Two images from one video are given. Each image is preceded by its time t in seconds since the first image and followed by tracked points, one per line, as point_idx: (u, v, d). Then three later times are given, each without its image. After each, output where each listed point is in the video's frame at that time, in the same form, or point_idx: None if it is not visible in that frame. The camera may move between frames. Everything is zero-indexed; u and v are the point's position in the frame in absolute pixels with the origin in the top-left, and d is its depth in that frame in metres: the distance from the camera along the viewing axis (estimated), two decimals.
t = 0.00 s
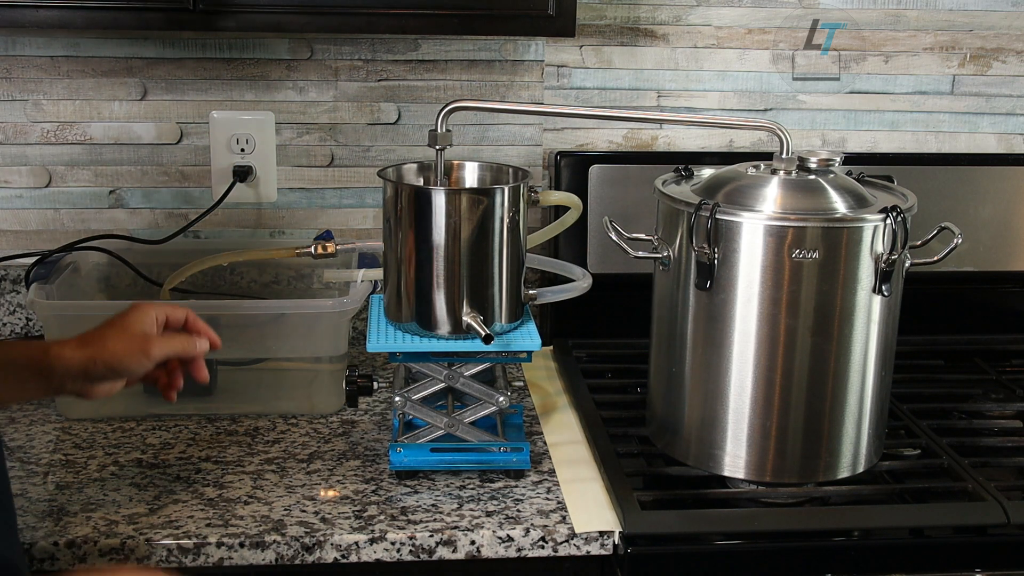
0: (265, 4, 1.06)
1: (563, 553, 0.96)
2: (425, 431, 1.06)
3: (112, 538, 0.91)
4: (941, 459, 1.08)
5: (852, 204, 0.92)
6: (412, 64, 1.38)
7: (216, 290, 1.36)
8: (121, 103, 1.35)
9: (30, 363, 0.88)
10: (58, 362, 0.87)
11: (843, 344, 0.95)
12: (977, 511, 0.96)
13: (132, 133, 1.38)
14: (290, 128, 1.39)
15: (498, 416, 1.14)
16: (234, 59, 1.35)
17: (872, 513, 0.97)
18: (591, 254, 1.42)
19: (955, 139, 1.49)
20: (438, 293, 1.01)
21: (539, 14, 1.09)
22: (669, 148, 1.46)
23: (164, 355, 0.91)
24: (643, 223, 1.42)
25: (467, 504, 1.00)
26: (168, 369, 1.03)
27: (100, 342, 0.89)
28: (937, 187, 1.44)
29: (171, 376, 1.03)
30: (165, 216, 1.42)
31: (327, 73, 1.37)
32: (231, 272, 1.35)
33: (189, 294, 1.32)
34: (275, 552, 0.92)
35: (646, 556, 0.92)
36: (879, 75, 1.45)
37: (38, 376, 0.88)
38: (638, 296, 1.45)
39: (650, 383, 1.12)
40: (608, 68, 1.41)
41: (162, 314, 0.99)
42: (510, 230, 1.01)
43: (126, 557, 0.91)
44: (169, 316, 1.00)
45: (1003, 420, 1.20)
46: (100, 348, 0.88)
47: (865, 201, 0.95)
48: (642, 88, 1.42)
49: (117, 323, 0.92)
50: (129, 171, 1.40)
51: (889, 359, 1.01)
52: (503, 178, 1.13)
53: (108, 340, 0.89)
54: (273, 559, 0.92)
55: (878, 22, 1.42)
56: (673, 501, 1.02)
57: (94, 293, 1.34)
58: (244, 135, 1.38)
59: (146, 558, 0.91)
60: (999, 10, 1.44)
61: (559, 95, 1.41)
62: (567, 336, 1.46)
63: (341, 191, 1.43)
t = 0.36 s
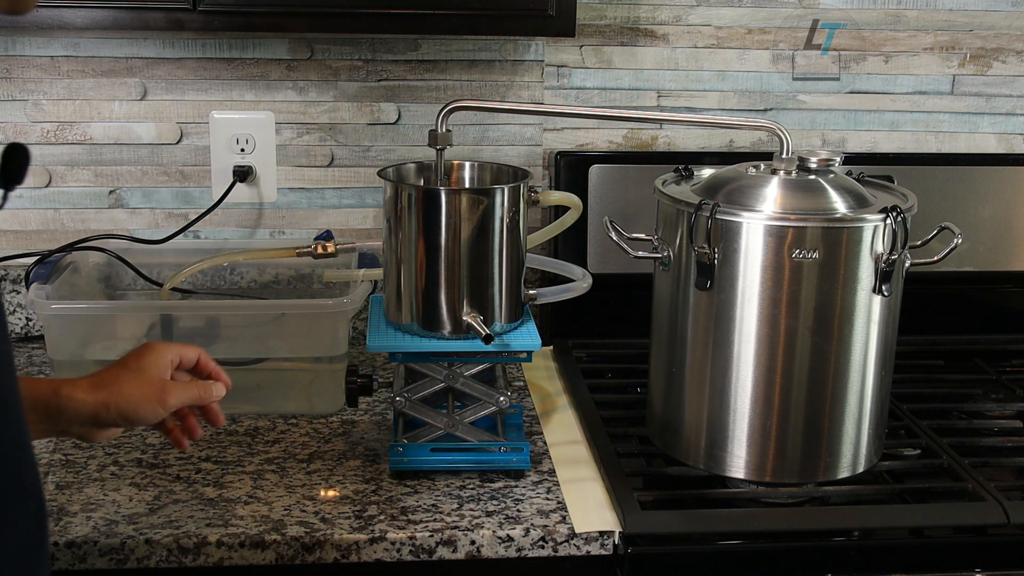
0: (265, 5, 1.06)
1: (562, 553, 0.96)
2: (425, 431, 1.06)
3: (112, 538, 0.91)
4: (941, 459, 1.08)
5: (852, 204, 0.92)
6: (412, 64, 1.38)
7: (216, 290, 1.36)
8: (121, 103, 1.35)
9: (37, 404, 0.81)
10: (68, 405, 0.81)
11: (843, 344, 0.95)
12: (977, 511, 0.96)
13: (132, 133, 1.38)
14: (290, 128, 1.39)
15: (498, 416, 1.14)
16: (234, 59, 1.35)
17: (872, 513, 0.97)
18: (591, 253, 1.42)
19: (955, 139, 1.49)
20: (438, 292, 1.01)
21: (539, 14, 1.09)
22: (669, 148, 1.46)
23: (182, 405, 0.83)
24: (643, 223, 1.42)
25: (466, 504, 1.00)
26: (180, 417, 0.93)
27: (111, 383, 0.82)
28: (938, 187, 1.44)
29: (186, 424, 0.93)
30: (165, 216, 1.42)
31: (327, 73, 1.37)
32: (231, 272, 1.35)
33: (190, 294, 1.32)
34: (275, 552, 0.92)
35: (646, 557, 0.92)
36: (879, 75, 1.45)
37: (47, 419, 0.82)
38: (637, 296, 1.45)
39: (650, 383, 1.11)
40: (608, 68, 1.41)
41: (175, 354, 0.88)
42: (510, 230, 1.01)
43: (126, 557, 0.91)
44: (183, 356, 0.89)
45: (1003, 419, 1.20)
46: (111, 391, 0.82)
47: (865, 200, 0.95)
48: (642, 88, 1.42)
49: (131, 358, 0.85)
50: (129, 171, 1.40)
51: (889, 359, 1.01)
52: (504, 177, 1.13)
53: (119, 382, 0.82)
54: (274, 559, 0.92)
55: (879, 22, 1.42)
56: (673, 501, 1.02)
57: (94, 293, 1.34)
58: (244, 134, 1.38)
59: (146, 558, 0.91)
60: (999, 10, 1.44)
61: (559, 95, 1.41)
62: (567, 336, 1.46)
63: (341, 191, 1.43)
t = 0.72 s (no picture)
0: (266, 5, 1.06)
1: (562, 553, 0.96)
2: (425, 431, 1.06)
3: (112, 538, 0.91)
4: (941, 459, 1.08)
5: (852, 204, 0.92)
6: (412, 64, 1.38)
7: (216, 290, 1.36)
8: (121, 103, 1.36)
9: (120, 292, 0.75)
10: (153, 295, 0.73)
11: (843, 344, 0.95)
12: (977, 511, 0.96)
13: (132, 133, 1.38)
14: (290, 128, 1.39)
15: (499, 416, 1.14)
16: (234, 59, 1.35)
17: (872, 513, 0.97)
18: (591, 254, 1.42)
19: (955, 139, 1.49)
20: (439, 293, 1.01)
21: (540, 14, 1.09)
22: (669, 148, 1.46)
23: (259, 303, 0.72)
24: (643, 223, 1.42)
25: (466, 504, 1.00)
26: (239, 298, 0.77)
27: (190, 280, 0.72)
28: (938, 187, 1.44)
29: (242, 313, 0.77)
30: (165, 216, 1.42)
31: (327, 73, 1.37)
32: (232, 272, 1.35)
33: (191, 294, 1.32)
34: (275, 552, 0.92)
35: (646, 557, 0.92)
36: (879, 75, 1.45)
37: (142, 302, 0.76)
38: (637, 297, 1.45)
39: (650, 383, 1.11)
40: (608, 68, 1.41)
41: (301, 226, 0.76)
42: (510, 229, 1.01)
43: (126, 557, 0.91)
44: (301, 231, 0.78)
45: (1004, 420, 1.20)
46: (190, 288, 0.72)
47: (865, 201, 0.94)
48: (642, 88, 1.42)
49: (217, 239, 0.73)
50: (129, 171, 1.40)
51: (889, 359, 1.01)
52: (504, 177, 1.13)
53: (198, 274, 0.71)
54: (274, 559, 0.92)
55: (879, 22, 1.42)
56: (673, 501, 1.02)
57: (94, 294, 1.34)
58: (244, 134, 1.38)
59: (146, 558, 0.91)
60: (999, 10, 1.44)
61: (559, 95, 1.41)
62: (567, 336, 1.46)
63: (341, 191, 1.43)
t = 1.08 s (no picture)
0: (266, 5, 1.06)
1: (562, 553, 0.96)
2: (425, 431, 1.06)
3: (112, 538, 0.91)
4: (941, 460, 1.08)
5: (852, 204, 0.92)
6: (412, 64, 1.38)
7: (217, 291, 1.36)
8: (121, 103, 1.36)
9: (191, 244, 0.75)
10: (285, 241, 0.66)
11: (843, 344, 0.95)
12: (977, 511, 0.96)
13: (132, 133, 1.38)
14: (290, 128, 1.39)
15: (499, 417, 1.14)
16: (235, 59, 1.35)
17: (872, 513, 0.97)
18: (590, 254, 1.42)
19: (955, 139, 1.49)
20: (438, 293, 1.01)
21: (540, 14, 1.09)
22: (669, 148, 1.46)
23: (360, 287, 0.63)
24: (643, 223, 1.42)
25: (466, 504, 1.00)
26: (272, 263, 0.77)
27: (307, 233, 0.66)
28: (938, 187, 1.44)
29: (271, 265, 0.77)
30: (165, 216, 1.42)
31: (327, 74, 1.37)
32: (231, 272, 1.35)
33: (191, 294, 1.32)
34: (275, 551, 0.92)
35: (646, 557, 0.92)
36: (879, 75, 1.45)
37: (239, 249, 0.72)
38: (637, 296, 1.45)
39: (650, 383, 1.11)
40: (608, 68, 1.41)
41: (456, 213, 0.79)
42: (510, 229, 1.01)
43: (126, 557, 0.91)
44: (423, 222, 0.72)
45: (1004, 420, 1.20)
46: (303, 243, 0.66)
47: (865, 200, 0.95)
48: (642, 88, 1.42)
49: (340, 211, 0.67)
50: (129, 171, 1.40)
51: (889, 359, 1.01)
52: (503, 177, 1.13)
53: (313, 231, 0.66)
54: (274, 559, 0.92)
55: (879, 22, 1.42)
56: (673, 501, 1.02)
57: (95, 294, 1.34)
58: (244, 134, 1.38)
59: (146, 558, 0.91)
60: (999, 10, 1.44)
61: (559, 95, 1.41)
62: (567, 336, 1.46)
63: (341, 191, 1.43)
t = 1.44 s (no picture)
0: (265, 5, 1.06)
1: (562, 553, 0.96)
2: (425, 431, 1.06)
3: (112, 538, 0.91)
4: (941, 460, 1.08)
5: (852, 204, 0.92)
6: (412, 64, 1.38)
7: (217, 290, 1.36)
8: (121, 103, 1.36)
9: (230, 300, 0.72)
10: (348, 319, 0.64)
11: (843, 344, 0.95)
12: (977, 511, 0.96)
13: (132, 133, 1.38)
14: (290, 128, 1.39)
15: (499, 417, 1.14)
16: (235, 59, 1.35)
17: (872, 512, 0.97)
18: (590, 253, 1.42)
19: (955, 139, 1.49)
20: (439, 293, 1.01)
21: (540, 14, 1.09)
22: (669, 148, 1.46)
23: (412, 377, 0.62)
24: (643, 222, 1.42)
25: (465, 504, 1.00)
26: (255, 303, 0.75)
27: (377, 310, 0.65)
28: (938, 187, 1.44)
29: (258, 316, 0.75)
30: (164, 216, 1.42)
31: (327, 73, 1.37)
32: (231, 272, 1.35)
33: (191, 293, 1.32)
34: (275, 552, 0.92)
35: (646, 557, 0.92)
36: (879, 75, 1.45)
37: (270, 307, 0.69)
38: (637, 296, 1.45)
39: (650, 383, 1.11)
40: (608, 68, 1.41)
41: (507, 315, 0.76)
42: (510, 229, 1.01)
43: (126, 557, 0.91)
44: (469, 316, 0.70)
45: (1004, 420, 1.20)
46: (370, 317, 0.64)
47: (865, 200, 0.95)
48: (641, 88, 1.42)
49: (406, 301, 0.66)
50: (128, 171, 1.40)
51: (890, 359, 1.01)
52: (504, 177, 1.13)
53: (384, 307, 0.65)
54: (274, 559, 0.92)
55: (879, 22, 1.42)
56: (673, 501, 1.02)
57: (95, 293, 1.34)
58: (244, 134, 1.38)
59: (146, 559, 0.91)
60: (999, 10, 1.44)
61: (559, 95, 1.41)
62: (567, 336, 1.46)
63: (341, 191, 1.43)
